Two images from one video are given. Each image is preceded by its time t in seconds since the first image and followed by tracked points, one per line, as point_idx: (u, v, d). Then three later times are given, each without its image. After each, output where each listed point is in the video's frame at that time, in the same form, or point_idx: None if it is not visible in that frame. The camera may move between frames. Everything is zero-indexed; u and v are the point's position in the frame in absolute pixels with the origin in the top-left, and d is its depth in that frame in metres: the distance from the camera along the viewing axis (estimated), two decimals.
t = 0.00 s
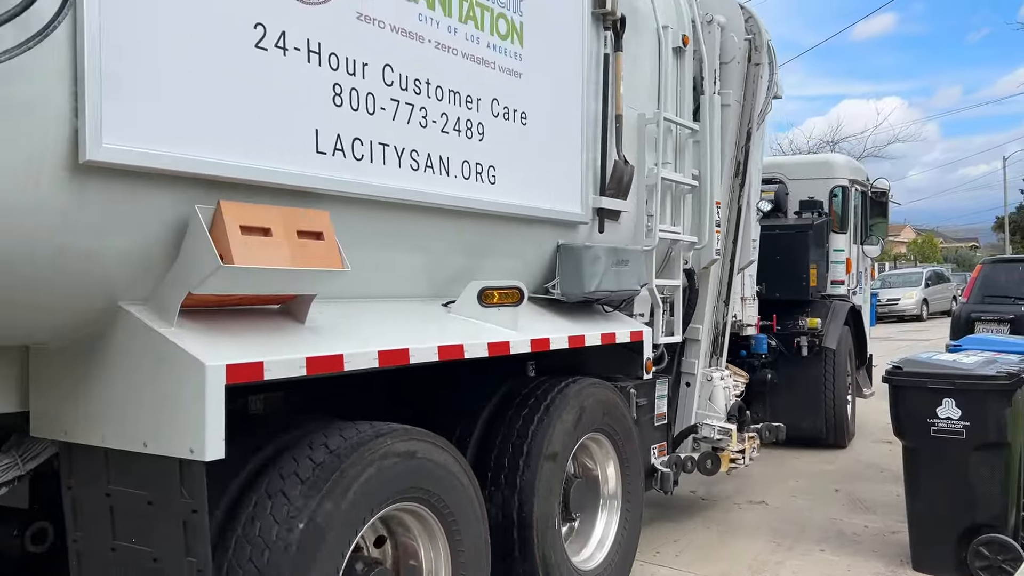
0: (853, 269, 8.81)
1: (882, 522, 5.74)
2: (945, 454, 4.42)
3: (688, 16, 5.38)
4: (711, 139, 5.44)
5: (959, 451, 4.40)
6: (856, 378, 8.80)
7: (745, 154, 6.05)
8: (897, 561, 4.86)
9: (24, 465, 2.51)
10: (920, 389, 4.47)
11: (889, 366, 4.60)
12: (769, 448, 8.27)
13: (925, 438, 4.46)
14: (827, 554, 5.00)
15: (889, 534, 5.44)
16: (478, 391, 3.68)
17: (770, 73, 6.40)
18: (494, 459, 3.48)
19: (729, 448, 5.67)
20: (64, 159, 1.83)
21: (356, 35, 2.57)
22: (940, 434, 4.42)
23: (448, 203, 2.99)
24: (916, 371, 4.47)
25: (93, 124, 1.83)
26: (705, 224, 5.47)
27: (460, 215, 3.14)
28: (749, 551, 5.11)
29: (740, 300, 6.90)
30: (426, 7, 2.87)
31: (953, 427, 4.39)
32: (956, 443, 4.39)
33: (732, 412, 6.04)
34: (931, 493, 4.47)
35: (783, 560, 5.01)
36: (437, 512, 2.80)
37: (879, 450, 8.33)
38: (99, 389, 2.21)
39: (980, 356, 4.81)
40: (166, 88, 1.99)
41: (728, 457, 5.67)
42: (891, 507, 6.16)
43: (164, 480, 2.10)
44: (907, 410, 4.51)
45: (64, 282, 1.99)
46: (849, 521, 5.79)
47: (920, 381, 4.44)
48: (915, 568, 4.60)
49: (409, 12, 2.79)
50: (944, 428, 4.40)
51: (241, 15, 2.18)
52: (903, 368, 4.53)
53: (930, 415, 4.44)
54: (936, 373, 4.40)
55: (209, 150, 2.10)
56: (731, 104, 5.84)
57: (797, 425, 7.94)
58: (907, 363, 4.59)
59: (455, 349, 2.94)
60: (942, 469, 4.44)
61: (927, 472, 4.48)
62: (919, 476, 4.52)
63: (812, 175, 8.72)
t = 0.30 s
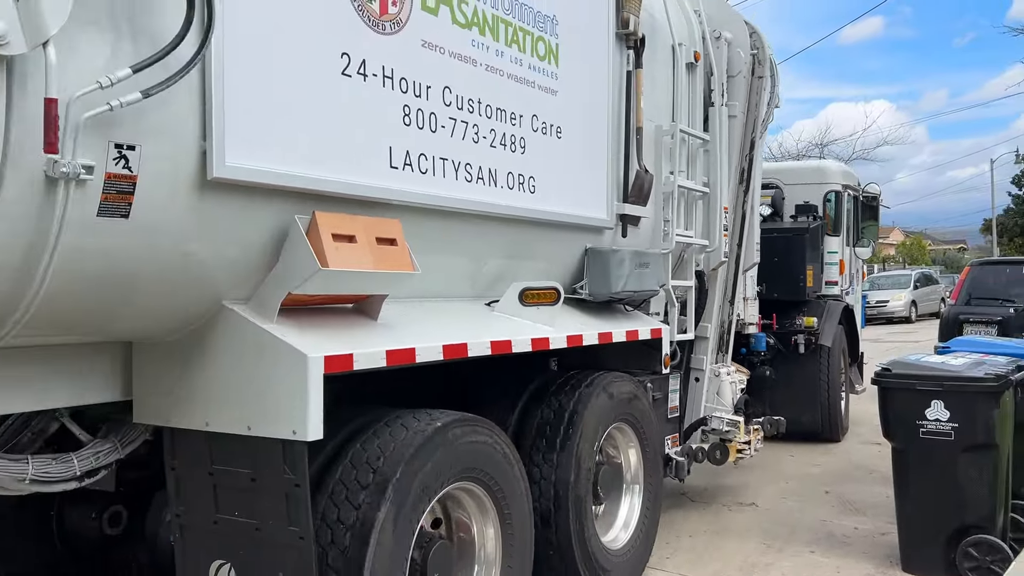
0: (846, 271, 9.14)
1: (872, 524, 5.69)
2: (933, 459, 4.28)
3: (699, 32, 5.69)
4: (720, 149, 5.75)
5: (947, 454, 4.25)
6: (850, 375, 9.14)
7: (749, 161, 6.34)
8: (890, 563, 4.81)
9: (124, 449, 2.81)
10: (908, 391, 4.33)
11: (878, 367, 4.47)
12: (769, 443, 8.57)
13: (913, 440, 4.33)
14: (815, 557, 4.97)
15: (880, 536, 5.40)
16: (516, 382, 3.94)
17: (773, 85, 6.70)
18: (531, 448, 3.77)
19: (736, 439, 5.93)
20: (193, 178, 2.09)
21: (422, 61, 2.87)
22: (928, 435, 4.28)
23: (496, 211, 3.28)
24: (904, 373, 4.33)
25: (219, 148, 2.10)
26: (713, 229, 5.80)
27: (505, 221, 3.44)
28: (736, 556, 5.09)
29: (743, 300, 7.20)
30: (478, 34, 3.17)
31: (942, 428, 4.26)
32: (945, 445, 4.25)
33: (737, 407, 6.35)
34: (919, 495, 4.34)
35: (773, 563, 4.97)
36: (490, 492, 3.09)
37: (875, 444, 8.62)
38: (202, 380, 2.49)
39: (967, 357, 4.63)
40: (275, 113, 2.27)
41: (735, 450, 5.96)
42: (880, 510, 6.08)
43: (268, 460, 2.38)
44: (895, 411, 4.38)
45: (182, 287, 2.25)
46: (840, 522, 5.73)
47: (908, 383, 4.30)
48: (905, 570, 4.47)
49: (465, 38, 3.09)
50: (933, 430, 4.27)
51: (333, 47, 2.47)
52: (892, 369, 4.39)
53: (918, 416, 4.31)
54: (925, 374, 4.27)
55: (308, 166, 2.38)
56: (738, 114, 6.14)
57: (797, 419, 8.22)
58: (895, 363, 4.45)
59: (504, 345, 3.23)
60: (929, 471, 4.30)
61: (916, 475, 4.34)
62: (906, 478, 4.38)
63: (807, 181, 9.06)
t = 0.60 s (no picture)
0: (837, 273, 9.41)
1: (861, 525, 5.65)
2: (922, 461, 4.28)
3: (701, 45, 5.94)
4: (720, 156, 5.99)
5: (936, 455, 4.26)
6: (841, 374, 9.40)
7: (747, 167, 6.59)
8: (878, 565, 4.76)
9: (180, 440, 2.98)
10: (897, 393, 4.34)
11: (866, 369, 4.47)
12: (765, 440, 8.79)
13: (902, 442, 4.33)
14: (805, 559, 4.92)
15: (870, 536, 5.38)
16: (534, 377, 4.13)
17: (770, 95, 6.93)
18: (552, 432, 3.98)
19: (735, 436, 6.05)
20: (263, 187, 2.30)
21: (456, 76, 3.09)
22: (917, 437, 4.28)
23: (521, 216, 3.50)
24: (892, 375, 4.33)
25: (287, 161, 2.30)
26: (715, 232, 6.05)
27: (528, 226, 3.65)
28: (726, 559, 5.02)
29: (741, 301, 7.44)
30: (505, 50, 3.39)
31: (931, 429, 4.25)
32: (934, 446, 4.24)
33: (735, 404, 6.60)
34: (909, 497, 4.34)
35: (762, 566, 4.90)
36: (519, 479, 3.30)
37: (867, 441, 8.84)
38: (260, 373, 2.69)
39: (958, 360, 4.62)
40: (332, 127, 2.48)
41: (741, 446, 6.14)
42: (871, 511, 6.05)
43: (324, 447, 2.58)
44: (885, 413, 4.38)
45: (245, 287, 2.45)
46: (829, 524, 5.68)
47: (897, 385, 4.31)
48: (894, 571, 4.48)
49: (493, 55, 3.31)
50: (922, 432, 4.27)
51: (380, 65, 2.68)
52: (880, 371, 4.39)
53: (907, 418, 4.30)
54: (913, 376, 4.28)
55: (360, 176, 2.59)
56: (738, 122, 6.39)
57: (792, 417, 8.43)
58: (884, 366, 4.45)
59: (529, 341, 3.47)
60: (918, 472, 4.29)
61: (906, 476, 4.34)
62: (895, 480, 4.38)
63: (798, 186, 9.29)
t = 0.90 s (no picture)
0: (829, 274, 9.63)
1: (850, 525, 5.53)
2: (911, 462, 4.34)
3: (701, 54, 6.13)
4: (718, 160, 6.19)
5: (925, 455, 4.32)
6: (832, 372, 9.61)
7: (744, 171, 6.78)
8: (867, 564, 4.67)
9: (217, 432, 3.13)
10: (886, 394, 4.40)
11: (856, 370, 4.53)
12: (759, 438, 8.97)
13: (891, 442, 4.38)
14: (794, 559, 4.78)
15: (859, 537, 5.23)
16: (545, 375, 4.30)
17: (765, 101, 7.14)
18: (564, 419, 4.16)
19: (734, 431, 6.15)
20: (310, 193, 2.47)
21: (479, 88, 3.27)
22: (906, 437, 4.34)
23: (536, 220, 3.67)
24: (882, 376, 4.40)
25: (331, 168, 2.47)
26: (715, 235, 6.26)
27: (543, 229, 3.82)
28: (716, 559, 4.80)
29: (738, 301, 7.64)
30: (523, 62, 3.57)
31: (920, 430, 4.32)
32: (923, 446, 4.31)
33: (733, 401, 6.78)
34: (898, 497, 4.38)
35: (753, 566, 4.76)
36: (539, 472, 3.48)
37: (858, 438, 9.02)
38: (299, 368, 2.86)
39: (945, 360, 4.69)
40: (369, 137, 2.65)
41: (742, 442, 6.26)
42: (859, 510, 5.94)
43: (361, 436, 2.74)
44: (874, 414, 4.43)
45: (288, 285, 2.61)
46: (819, 524, 5.55)
47: (887, 386, 4.37)
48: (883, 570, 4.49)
49: (512, 67, 3.49)
50: (910, 432, 4.33)
51: (412, 79, 2.86)
52: (870, 373, 4.46)
53: (896, 418, 4.36)
54: (903, 377, 4.34)
55: (394, 183, 2.76)
56: (736, 128, 6.59)
57: (783, 415, 8.65)
58: (873, 367, 4.51)
59: (546, 338, 3.66)
60: (906, 472, 4.35)
61: (894, 476, 4.39)
62: (885, 479, 4.42)
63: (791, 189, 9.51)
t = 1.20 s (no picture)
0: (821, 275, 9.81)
1: (840, 525, 5.47)
2: (900, 463, 4.29)
3: (700, 61, 6.29)
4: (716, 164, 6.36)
5: (915, 456, 4.27)
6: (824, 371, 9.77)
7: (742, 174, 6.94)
8: (857, 564, 4.63)
9: (246, 426, 3.28)
10: (876, 394, 4.34)
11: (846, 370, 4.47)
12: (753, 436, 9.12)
13: (881, 443, 4.33)
14: (785, 561, 4.69)
15: (848, 537, 5.18)
16: (552, 373, 4.45)
17: (761, 106, 7.31)
18: (572, 414, 4.30)
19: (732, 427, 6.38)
20: (343, 199, 2.62)
21: (495, 97, 3.42)
22: (895, 438, 4.29)
23: (547, 222, 3.82)
24: (872, 377, 4.33)
25: (364, 175, 2.63)
26: (714, 237, 6.44)
27: (553, 231, 3.97)
28: (707, 560, 4.75)
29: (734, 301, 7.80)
30: (535, 72, 3.72)
31: (909, 431, 4.27)
32: (912, 447, 4.26)
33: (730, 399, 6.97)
34: (887, 497, 4.33)
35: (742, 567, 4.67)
36: (552, 467, 3.64)
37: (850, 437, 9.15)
38: (327, 364, 2.99)
39: (935, 360, 4.83)
40: (396, 144, 2.80)
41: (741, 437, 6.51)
42: (849, 511, 5.87)
43: (388, 429, 2.88)
44: (865, 415, 4.37)
45: (320, 286, 2.76)
46: (809, 524, 5.48)
47: (877, 387, 4.31)
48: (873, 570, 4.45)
49: (526, 77, 3.64)
50: (900, 433, 4.28)
51: (435, 88, 3.01)
52: (860, 373, 4.39)
53: (886, 419, 4.31)
54: (892, 378, 4.28)
55: (418, 188, 2.91)
56: (733, 133, 6.75)
57: (777, 413, 8.82)
58: (863, 367, 4.45)
59: (558, 337, 3.82)
60: (896, 472, 4.30)
61: (884, 476, 4.34)
62: (874, 479, 4.36)
63: (784, 192, 9.71)
